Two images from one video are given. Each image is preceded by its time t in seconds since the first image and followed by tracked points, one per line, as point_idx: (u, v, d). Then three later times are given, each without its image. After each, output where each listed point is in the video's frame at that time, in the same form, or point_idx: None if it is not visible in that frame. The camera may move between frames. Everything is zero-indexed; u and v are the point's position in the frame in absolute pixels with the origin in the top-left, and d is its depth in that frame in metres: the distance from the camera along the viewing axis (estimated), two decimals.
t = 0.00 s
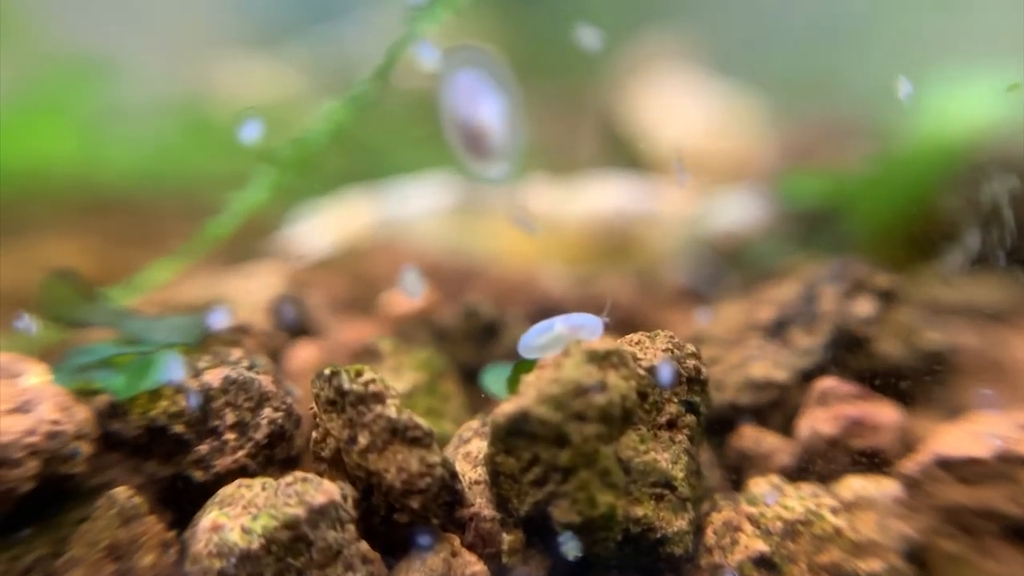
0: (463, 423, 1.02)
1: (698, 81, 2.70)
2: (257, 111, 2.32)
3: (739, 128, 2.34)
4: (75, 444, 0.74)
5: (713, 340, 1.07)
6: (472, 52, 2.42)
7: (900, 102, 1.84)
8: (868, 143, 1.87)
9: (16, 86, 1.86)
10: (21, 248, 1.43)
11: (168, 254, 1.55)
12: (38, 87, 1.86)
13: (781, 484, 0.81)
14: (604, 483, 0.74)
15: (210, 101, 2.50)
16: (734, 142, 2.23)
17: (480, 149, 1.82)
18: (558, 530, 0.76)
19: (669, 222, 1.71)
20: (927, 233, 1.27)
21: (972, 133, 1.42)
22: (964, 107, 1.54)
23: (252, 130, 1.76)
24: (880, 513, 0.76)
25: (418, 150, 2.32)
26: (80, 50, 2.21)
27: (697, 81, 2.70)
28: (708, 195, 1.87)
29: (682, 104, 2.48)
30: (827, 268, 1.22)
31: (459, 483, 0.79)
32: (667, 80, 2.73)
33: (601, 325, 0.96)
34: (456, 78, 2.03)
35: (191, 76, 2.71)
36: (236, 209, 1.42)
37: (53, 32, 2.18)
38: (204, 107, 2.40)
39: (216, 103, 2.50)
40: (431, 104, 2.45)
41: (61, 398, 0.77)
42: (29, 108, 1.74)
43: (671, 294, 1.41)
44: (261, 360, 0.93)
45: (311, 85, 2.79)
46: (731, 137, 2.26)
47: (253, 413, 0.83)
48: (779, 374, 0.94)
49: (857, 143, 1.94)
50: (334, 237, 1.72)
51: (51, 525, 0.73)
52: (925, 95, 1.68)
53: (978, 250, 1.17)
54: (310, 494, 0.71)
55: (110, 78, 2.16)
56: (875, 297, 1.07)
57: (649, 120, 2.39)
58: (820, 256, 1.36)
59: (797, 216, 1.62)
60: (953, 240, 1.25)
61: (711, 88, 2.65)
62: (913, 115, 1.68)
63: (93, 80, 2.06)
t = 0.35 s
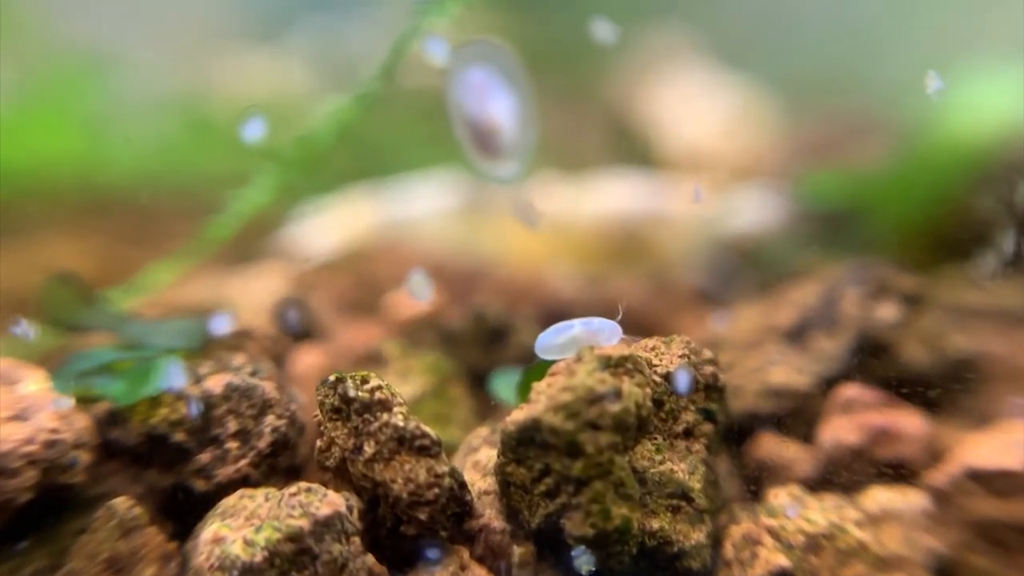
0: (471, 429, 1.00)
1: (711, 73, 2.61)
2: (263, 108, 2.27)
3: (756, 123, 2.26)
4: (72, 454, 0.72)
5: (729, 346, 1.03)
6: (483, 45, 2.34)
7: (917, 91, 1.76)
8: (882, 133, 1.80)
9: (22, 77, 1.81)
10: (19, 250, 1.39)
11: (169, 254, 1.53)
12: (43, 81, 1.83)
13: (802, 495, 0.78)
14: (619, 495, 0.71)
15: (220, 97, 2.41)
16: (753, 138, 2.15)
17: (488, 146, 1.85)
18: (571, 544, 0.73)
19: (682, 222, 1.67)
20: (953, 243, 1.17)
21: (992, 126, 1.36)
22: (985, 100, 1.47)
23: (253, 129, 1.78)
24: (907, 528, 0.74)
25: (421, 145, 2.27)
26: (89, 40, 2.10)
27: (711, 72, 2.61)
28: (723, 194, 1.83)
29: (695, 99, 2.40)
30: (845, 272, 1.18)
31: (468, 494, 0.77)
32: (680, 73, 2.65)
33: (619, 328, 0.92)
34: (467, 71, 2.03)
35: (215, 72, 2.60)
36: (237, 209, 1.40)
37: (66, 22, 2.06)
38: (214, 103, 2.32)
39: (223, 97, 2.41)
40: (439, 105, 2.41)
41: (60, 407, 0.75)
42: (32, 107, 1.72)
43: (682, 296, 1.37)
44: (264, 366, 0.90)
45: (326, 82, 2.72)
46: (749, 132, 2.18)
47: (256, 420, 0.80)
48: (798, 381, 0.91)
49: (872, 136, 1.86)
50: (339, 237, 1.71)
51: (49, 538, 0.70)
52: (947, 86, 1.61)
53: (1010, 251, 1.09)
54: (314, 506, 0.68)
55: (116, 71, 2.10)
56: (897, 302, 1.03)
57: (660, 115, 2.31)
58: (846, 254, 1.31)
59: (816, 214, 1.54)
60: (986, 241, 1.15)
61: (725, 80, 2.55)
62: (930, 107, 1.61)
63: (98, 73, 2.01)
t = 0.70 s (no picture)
0: (478, 425, 0.99)
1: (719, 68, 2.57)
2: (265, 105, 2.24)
3: (765, 121, 2.23)
4: (77, 448, 0.71)
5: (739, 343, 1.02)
6: (491, 34, 2.32)
7: (929, 83, 1.73)
8: (891, 123, 1.77)
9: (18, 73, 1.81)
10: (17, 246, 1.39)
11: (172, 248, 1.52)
12: (41, 75, 1.83)
13: (815, 492, 0.77)
14: (629, 492, 0.70)
15: (224, 91, 2.39)
16: (764, 135, 2.11)
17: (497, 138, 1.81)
18: (581, 541, 0.72)
19: (689, 220, 1.65)
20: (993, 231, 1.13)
21: (997, 129, 1.34)
22: (998, 96, 1.45)
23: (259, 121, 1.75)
24: (922, 526, 0.73)
25: (422, 140, 2.25)
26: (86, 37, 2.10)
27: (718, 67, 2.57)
28: (732, 188, 1.81)
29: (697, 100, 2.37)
30: (856, 271, 1.17)
31: (476, 491, 0.76)
32: (689, 66, 2.61)
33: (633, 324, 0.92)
34: (474, 62, 2.00)
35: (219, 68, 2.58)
36: (241, 202, 1.41)
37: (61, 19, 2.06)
38: (219, 98, 2.29)
39: (227, 91, 2.39)
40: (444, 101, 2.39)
41: (63, 400, 0.74)
42: (31, 100, 1.71)
43: (690, 291, 1.36)
44: (269, 361, 0.89)
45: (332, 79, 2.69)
46: (759, 130, 2.15)
47: (261, 416, 0.79)
48: (810, 377, 0.90)
49: (884, 122, 1.81)
50: (343, 232, 1.69)
51: (54, 533, 0.69)
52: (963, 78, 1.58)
53: None
54: (320, 502, 0.67)
55: (117, 66, 2.08)
56: (911, 298, 1.02)
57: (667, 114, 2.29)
58: (860, 249, 1.29)
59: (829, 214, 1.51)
60: (1005, 234, 1.10)
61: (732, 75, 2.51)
62: (941, 103, 1.58)
63: (98, 68, 2.00)
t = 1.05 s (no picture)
0: (488, 427, 0.99)
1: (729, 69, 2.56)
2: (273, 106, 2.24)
3: (773, 123, 2.23)
4: (92, 451, 0.71)
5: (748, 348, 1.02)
6: (503, 37, 2.33)
7: (938, 85, 1.72)
8: (900, 125, 1.76)
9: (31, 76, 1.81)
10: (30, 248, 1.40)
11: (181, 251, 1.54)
12: (54, 79, 1.83)
13: (826, 497, 0.77)
14: (640, 496, 0.70)
15: (235, 91, 2.39)
16: (774, 138, 2.11)
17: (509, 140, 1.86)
18: (592, 545, 0.72)
19: (697, 224, 1.65)
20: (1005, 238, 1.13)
21: (1005, 135, 1.34)
22: (1008, 100, 1.44)
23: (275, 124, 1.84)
24: (932, 531, 0.73)
25: (431, 142, 2.25)
26: (97, 38, 2.10)
27: (726, 68, 2.56)
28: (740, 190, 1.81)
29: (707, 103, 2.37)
30: (866, 275, 1.17)
31: (487, 494, 0.76)
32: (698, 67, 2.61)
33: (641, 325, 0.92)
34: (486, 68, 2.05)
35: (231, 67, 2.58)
36: (253, 207, 1.43)
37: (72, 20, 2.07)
38: (229, 99, 2.30)
39: (237, 91, 2.39)
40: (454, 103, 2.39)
41: (78, 403, 0.75)
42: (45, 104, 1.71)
43: (699, 294, 1.36)
44: (280, 363, 0.90)
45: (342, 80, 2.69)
46: (769, 133, 2.14)
47: (273, 419, 0.79)
48: (820, 381, 0.90)
49: (894, 124, 1.80)
50: (353, 234, 1.70)
51: (70, 534, 0.69)
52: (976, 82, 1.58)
53: None
54: (333, 505, 0.68)
55: (128, 67, 2.08)
56: (920, 302, 1.02)
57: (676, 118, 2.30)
58: (869, 253, 1.29)
59: (836, 217, 1.50)
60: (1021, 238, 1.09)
61: (741, 76, 2.51)
62: (950, 106, 1.58)
63: (110, 70, 2.01)
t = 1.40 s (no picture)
0: (485, 425, 0.99)
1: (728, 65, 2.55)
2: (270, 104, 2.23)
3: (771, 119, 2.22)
4: (84, 448, 0.71)
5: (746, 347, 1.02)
6: (500, 32, 2.32)
7: (937, 82, 1.72)
8: (898, 123, 1.76)
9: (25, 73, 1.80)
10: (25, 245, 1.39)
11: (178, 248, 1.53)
12: (48, 76, 1.82)
13: (824, 494, 0.76)
14: (637, 493, 0.70)
15: (232, 87, 2.37)
16: (773, 134, 2.09)
17: (507, 136, 1.83)
18: (589, 543, 0.72)
19: (695, 221, 1.65)
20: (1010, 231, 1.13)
21: (1004, 131, 1.33)
22: (1008, 95, 1.44)
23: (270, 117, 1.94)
24: (931, 529, 0.73)
25: (428, 139, 2.24)
26: (93, 36, 2.08)
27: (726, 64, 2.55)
28: (739, 186, 1.81)
29: (705, 99, 2.37)
30: (865, 272, 1.17)
31: (483, 492, 0.76)
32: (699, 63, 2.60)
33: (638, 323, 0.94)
34: (484, 63, 2.04)
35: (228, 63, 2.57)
36: (249, 204, 1.44)
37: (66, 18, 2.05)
38: (226, 95, 2.29)
39: (234, 88, 2.38)
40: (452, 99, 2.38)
41: (71, 400, 0.74)
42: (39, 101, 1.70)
43: (696, 291, 1.36)
44: (276, 360, 0.89)
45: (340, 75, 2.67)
46: (769, 129, 2.13)
47: (269, 416, 0.79)
48: (819, 379, 0.90)
49: (891, 121, 1.80)
50: (349, 232, 1.70)
51: (62, 533, 0.68)
52: (974, 78, 1.57)
53: None
54: (328, 503, 0.67)
55: (124, 65, 2.07)
56: (919, 299, 1.02)
57: (674, 114, 2.29)
58: (868, 249, 1.28)
59: (834, 214, 1.49)
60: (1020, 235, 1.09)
61: (740, 72, 2.50)
62: (950, 102, 1.57)
63: (105, 67, 1.99)
